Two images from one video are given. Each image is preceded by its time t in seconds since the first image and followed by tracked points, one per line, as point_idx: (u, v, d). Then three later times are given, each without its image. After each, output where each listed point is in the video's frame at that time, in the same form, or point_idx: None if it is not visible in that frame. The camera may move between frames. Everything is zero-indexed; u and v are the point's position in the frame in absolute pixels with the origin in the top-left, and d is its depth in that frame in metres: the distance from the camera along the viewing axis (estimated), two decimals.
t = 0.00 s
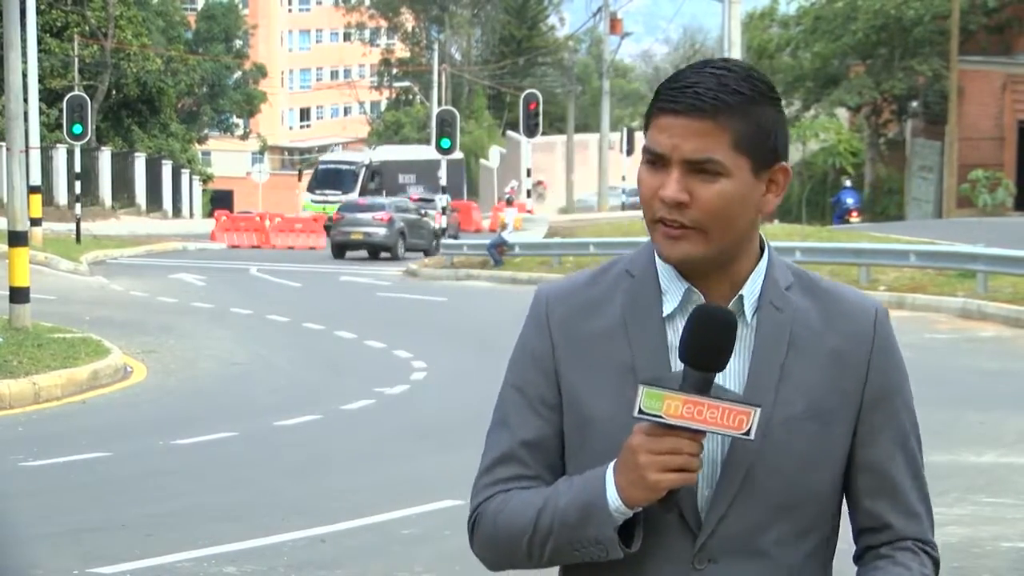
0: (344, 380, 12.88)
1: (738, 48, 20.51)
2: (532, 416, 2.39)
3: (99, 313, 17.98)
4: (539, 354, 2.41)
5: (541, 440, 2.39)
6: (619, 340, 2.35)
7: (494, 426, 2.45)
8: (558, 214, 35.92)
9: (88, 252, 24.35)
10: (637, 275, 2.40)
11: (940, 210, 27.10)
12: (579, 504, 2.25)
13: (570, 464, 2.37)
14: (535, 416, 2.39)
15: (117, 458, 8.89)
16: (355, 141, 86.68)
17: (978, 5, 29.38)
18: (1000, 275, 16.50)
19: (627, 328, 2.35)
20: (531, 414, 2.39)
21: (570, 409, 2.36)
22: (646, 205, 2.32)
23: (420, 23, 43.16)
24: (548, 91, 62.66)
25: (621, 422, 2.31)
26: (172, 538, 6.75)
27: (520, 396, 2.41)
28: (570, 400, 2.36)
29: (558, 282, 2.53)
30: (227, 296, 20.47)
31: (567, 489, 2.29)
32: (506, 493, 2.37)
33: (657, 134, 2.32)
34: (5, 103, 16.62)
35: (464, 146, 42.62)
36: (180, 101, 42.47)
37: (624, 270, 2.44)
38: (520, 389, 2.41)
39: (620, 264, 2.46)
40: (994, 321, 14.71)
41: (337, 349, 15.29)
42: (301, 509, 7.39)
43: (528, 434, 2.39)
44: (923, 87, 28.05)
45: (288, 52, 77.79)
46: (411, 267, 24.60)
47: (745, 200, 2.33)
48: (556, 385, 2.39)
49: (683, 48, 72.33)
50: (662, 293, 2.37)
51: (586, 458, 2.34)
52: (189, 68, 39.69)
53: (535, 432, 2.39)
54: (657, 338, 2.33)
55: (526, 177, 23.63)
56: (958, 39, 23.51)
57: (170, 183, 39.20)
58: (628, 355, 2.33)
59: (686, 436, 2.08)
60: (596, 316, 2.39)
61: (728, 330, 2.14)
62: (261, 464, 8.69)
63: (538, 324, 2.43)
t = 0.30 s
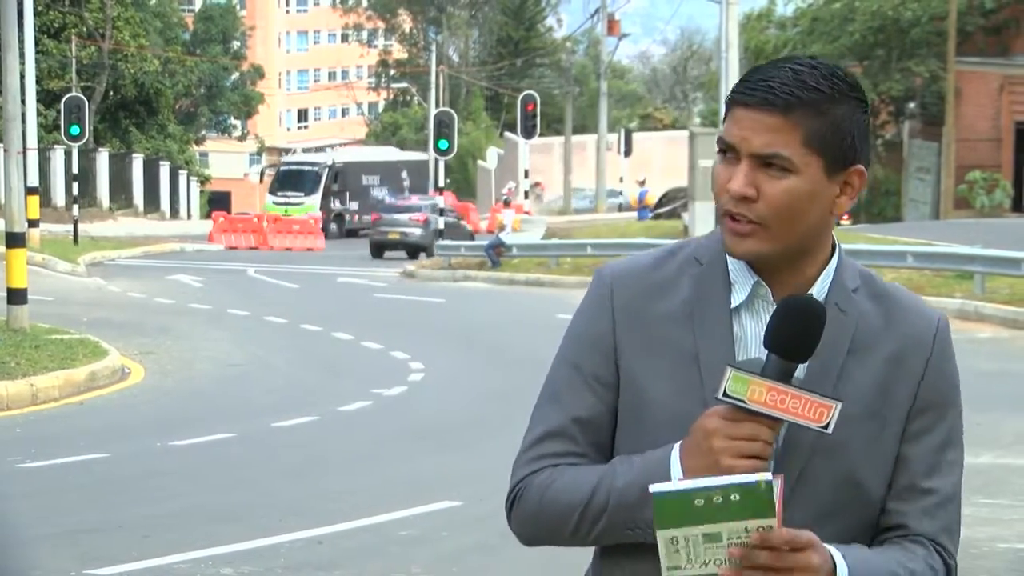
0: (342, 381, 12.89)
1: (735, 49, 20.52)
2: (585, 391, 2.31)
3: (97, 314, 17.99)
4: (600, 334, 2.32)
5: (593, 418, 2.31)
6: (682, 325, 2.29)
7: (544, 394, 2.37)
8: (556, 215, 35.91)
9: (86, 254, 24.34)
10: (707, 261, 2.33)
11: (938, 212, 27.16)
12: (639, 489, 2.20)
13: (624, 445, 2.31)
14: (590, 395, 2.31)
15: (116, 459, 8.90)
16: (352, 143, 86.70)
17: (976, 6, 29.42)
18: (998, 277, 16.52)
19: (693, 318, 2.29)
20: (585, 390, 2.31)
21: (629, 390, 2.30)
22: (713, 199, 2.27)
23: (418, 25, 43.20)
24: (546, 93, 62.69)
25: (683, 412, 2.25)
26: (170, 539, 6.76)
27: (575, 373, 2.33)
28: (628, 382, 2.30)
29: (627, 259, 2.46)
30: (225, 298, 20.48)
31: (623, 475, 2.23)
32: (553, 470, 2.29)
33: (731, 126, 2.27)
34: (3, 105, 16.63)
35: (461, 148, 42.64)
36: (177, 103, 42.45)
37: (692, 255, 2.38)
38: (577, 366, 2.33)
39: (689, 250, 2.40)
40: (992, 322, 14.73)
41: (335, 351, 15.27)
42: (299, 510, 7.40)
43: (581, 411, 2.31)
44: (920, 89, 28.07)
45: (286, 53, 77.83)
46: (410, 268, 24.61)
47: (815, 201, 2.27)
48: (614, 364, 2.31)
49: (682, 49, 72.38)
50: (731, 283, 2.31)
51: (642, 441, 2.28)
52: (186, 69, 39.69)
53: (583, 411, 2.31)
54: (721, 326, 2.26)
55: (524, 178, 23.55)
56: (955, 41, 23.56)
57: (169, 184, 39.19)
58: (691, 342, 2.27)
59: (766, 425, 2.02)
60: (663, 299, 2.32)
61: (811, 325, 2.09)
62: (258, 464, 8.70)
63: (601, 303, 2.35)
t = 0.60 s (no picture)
0: (345, 381, 12.89)
1: (736, 50, 20.51)
2: (645, 384, 2.26)
3: (100, 315, 18.00)
4: (666, 323, 2.27)
5: (654, 413, 2.26)
6: (755, 319, 2.26)
7: (595, 383, 2.30)
8: (557, 217, 35.85)
9: (88, 255, 24.31)
10: (776, 257, 2.30)
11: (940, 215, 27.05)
12: (714, 487, 2.16)
13: (686, 441, 2.27)
14: (655, 388, 2.26)
15: (120, 459, 8.91)
16: (354, 144, 86.63)
17: (978, 6, 29.34)
18: (1000, 278, 16.51)
19: (765, 311, 2.27)
20: (645, 382, 2.26)
21: (695, 384, 2.26)
22: (818, 195, 2.23)
23: (419, 26, 43.11)
24: (547, 94, 62.59)
25: (755, 411, 2.23)
26: (171, 539, 6.77)
27: (635, 365, 2.27)
28: (695, 373, 2.26)
29: (679, 248, 2.42)
30: (227, 299, 20.49)
31: (694, 471, 2.19)
32: (609, 465, 2.21)
33: (840, 123, 2.24)
34: (4, 105, 16.62)
35: (462, 150, 42.56)
36: (178, 103, 42.37)
37: (756, 247, 2.34)
38: (636, 356, 2.27)
39: (751, 242, 2.36)
40: (994, 323, 14.72)
41: (336, 351, 15.26)
42: (301, 511, 7.41)
43: (640, 404, 2.25)
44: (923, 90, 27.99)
45: (288, 54, 77.80)
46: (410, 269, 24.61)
47: (913, 202, 2.26)
48: (679, 358, 2.27)
49: (683, 50, 72.23)
50: (802, 278, 2.28)
51: (704, 438, 2.26)
52: (188, 70, 39.64)
53: (643, 405, 2.26)
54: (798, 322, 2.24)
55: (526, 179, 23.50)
56: (957, 40, 23.51)
57: (170, 186, 39.13)
58: (763, 335, 2.25)
59: (854, 426, 2.02)
60: (732, 292, 2.29)
61: (903, 328, 2.08)
62: (259, 465, 8.71)
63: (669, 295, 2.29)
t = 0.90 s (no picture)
0: (356, 384, 12.84)
1: (745, 51, 20.49)
2: (818, 457, 2.06)
3: (110, 318, 18.03)
4: (839, 389, 2.05)
5: (829, 484, 2.07)
6: (920, 374, 2.07)
7: (751, 449, 2.10)
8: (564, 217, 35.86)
9: (96, 256, 24.33)
10: (926, 299, 2.10)
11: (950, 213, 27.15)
12: (917, 565, 1.99)
13: (858, 511, 2.08)
14: (827, 458, 2.06)
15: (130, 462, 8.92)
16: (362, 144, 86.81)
17: (987, 8, 29.34)
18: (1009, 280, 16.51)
19: (928, 361, 2.07)
20: (817, 456, 2.06)
21: (866, 447, 2.06)
22: (1001, 236, 2.00)
23: (427, 27, 43.14)
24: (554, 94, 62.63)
25: (934, 473, 2.06)
26: (180, 540, 6.78)
27: (801, 434, 2.05)
28: (867, 437, 2.06)
29: (812, 290, 2.19)
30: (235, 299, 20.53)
31: (890, 551, 2.00)
32: (791, 545, 2.03)
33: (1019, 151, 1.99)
34: (13, 106, 16.64)
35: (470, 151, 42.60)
36: (187, 104, 42.40)
37: (902, 286, 2.13)
38: (800, 425, 2.05)
39: (892, 278, 2.16)
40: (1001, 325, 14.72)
41: (343, 352, 15.25)
42: (309, 511, 7.41)
43: (815, 478, 2.05)
44: (931, 91, 27.98)
45: (296, 54, 77.98)
46: (418, 269, 24.65)
47: None
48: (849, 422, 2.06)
49: (691, 50, 72.24)
50: (957, 319, 2.09)
51: (880, 508, 2.08)
52: (195, 71, 39.69)
53: (822, 478, 2.06)
54: (967, 373, 2.07)
55: (535, 180, 23.52)
56: (965, 41, 23.50)
57: (177, 186, 39.19)
58: (926, 390, 2.06)
59: None
60: (891, 344, 2.08)
61: None
62: (268, 466, 8.72)
63: (836, 351, 2.07)
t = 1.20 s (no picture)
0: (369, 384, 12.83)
1: (761, 51, 20.35)
2: None
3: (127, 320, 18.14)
4: None
5: None
6: None
7: (959, 470, 2.23)
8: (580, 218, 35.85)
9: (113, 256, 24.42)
10: None
11: (964, 215, 27.00)
12: None
13: None
14: None
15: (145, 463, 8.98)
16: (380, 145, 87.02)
17: (1003, 8, 29.20)
18: None
19: None
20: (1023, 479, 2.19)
21: None
22: None
23: (443, 28, 43.17)
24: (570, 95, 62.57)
25: None
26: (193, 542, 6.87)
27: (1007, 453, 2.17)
28: None
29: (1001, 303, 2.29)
30: (250, 300, 20.61)
31: None
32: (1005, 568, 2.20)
33: None
34: (30, 107, 16.76)
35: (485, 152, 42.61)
36: (203, 105, 42.49)
37: None
38: (1007, 445, 2.17)
39: None
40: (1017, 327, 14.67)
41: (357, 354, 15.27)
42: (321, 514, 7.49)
43: None
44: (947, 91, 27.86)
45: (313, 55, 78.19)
46: (434, 270, 24.69)
47: None
48: None
49: (707, 51, 72.11)
50: None
51: None
52: (212, 72, 39.77)
53: None
54: None
55: (550, 182, 23.54)
56: (981, 41, 23.36)
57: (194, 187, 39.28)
58: None
59: None
60: None
61: None
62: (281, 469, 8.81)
63: None
